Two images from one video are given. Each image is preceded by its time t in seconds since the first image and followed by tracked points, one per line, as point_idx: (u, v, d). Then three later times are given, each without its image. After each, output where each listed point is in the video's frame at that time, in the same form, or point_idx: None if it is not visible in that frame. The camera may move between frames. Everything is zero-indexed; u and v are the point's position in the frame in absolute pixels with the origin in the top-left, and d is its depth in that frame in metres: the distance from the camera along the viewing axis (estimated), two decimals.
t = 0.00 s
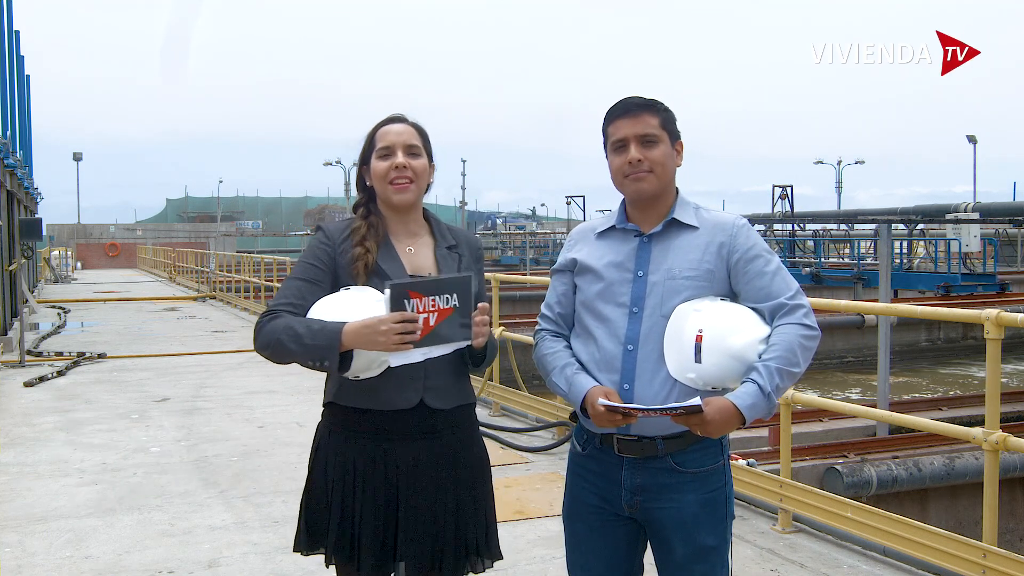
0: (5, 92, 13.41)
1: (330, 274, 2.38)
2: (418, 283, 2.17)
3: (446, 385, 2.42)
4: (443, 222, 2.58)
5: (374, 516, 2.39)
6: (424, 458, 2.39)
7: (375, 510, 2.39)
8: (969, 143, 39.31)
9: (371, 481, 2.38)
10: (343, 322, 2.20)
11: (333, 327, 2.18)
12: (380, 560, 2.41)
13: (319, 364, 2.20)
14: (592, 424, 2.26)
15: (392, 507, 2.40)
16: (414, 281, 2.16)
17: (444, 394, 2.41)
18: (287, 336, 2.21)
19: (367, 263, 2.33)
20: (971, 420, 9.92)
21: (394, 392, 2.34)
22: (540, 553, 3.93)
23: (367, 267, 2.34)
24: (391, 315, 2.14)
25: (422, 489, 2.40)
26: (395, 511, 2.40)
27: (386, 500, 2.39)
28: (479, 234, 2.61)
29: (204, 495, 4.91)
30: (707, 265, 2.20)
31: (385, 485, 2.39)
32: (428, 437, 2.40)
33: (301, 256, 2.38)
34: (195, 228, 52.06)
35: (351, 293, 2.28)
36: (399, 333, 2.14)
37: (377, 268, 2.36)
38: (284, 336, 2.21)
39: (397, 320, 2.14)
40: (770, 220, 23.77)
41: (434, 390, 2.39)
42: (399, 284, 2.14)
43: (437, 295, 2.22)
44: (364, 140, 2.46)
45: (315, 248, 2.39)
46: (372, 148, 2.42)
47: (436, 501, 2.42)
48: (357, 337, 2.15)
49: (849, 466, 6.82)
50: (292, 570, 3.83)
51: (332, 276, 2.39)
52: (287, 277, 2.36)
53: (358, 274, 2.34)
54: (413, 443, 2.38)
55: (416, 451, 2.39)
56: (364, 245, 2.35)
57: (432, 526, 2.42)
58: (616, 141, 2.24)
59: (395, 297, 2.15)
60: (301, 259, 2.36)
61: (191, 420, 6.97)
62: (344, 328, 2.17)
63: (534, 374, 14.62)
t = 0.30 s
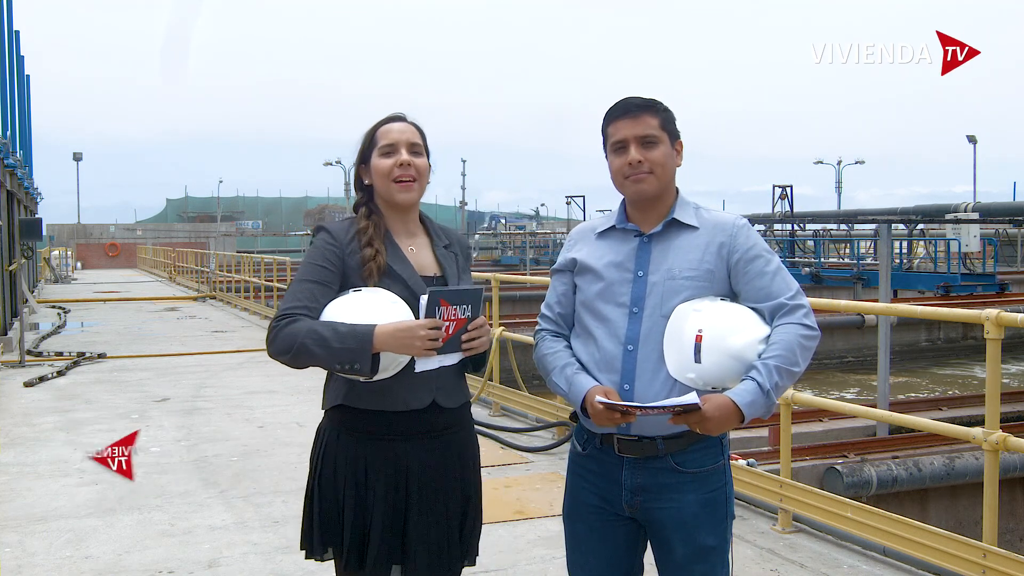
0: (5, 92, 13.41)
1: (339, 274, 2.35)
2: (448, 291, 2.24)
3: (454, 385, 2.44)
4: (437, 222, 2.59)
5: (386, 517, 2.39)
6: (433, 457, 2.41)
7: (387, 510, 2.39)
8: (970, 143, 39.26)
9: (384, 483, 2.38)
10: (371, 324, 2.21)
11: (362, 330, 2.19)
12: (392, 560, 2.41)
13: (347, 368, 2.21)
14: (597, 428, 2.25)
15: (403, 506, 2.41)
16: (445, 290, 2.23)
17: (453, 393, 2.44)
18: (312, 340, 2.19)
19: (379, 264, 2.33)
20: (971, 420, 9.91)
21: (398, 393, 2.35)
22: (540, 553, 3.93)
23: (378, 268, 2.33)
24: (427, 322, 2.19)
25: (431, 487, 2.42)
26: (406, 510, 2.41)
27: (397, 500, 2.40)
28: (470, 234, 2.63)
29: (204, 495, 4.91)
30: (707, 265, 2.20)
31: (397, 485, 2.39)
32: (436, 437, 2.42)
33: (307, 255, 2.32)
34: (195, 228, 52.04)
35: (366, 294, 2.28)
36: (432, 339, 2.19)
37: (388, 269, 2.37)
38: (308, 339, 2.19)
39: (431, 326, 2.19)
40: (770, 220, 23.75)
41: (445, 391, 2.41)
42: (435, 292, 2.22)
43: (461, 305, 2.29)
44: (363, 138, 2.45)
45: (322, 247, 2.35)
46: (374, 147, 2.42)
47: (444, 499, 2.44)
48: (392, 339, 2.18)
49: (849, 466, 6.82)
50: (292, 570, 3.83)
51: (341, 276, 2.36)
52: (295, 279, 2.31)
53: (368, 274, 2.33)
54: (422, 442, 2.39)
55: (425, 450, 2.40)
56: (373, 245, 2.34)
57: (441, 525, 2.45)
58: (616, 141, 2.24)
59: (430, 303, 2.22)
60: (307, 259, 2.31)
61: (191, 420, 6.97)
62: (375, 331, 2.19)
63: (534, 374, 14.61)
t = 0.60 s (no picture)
0: (5, 92, 13.41)
1: (339, 276, 2.35)
2: (447, 293, 2.25)
3: (454, 386, 2.44)
4: (438, 221, 2.60)
5: (388, 517, 2.39)
6: (433, 459, 2.41)
7: (389, 510, 2.39)
8: (970, 143, 39.25)
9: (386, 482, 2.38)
10: (370, 327, 2.21)
11: (360, 333, 2.18)
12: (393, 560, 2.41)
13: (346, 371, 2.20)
14: (598, 424, 2.25)
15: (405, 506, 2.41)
16: (444, 292, 2.25)
17: (454, 394, 2.44)
18: (311, 343, 2.19)
19: (378, 264, 2.33)
20: (971, 420, 9.92)
21: (398, 393, 2.35)
22: (540, 553, 3.93)
23: (378, 268, 2.33)
24: (424, 325, 2.19)
25: (431, 489, 2.42)
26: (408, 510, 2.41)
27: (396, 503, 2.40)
28: (471, 233, 2.63)
29: (204, 495, 4.91)
30: (705, 264, 2.20)
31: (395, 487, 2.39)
32: (438, 437, 2.42)
33: (307, 256, 2.32)
34: (195, 228, 52.02)
35: (366, 296, 2.28)
36: (430, 343, 2.19)
37: (388, 270, 2.37)
38: (307, 342, 2.19)
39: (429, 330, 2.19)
40: (770, 220, 23.75)
41: (445, 392, 2.41)
42: (432, 294, 2.23)
43: (457, 305, 2.30)
44: (363, 138, 2.45)
45: (321, 248, 2.34)
46: (373, 146, 2.42)
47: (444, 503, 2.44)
48: (389, 342, 2.17)
49: (849, 466, 6.82)
50: (292, 570, 3.83)
51: (341, 277, 2.36)
52: (293, 281, 2.30)
53: (369, 275, 2.33)
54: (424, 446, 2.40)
55: (427, 452, 2.40)
56: (373, 246, 2.34)
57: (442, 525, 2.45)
58: (611, 142, 2.24)
59: (428, 305, 2.22)
60: (306, 260, 2.30)
61: (191, 420, 6.97)
62: (373, 334, 2.18)
63: (534, 374, 14.61)
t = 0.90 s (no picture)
0: (5, 92, 13.41)
1: (334, 275, 2.37)
2: (434, 289, 2.18)
3: (450, 388, 2.40)
4: (445, 221, 2.59)
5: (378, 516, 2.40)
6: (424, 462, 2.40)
7: (379, 509, 2.39)
8: (970, 143, 39.23)
9: (375, 480, 2.38)
10: (350, 329, 2.21)
11: (339, 335, 2.19)
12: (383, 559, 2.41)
13: (325, 371, 2.21)
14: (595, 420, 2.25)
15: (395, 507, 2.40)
16: (430, 288, 2.18)
17: (449, 395, 2.40)
18: (292, 343, 2.21)
19: (371, 264, 2.33)
20: (971, 420, 9.92)
21: (394, 393, 2.34)
22: (540, 553, 3.93)
23: (370, 268, 2.33)
24: (403, 329, 2.16)
25: (423, 490, 2.41)
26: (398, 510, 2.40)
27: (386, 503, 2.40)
28: (479, 232, 2.61)
29: (204, 495, 4.92)
30: (704, 259, 2.20)
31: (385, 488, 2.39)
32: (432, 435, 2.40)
33: (303, 256, 2.35)
34: (195, 228, 52.01)
35: (357, 296, 2.29)
36: (409, 346, 2.17)
37: (381, 270, 2.37)
38: (288, 342, 2.21)
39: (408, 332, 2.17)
40: (769, 220, 23.75)
41: (438, 394, 2.38)
42: (415, 290, 2.16)
43: (447, 303, 2.23)
44: (365, 138, 2.46)
45: (317, 248, 2.37)
46: (374, 146, 2.42)
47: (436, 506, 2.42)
48: (367, 344, 2.16)
49: (849, 466, 6.82)
50: (292, 570, 3.83)
51: (336, 277, 2.38)
52: (289, 279, 2.34)
53: (362, 276, 2.34)
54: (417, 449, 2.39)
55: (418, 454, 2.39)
56: (367, 246, 2.35)
57: (434, 527, 2.43)
58: (603, 142, 2.24)
59: (411, 305, 2.17)
60: (301, 260, 2.34)
61: (191, 420, 6.98)
62: (352, 337, 2.18)
63: (534, 374, 14.60)
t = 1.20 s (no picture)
0: (5, 92, 13.41)
1: (328, 275, 2.42)
2: (401, 288, 2.18)
3: (440, 391, 2.40)
4: (451, 221, 2.56)
5: (362, 514, 2.41)
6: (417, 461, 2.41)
7: (363, 506, 2.41)
8: (970, 143, 39.22)
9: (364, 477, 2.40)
10: (324, 326, 2.26)
11: (314, 332, 2.24)
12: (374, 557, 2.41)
13: (303, 368, 2.27)
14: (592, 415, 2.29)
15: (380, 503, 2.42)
16: (397, 287, 2.17)
17: (437, 397, 2.40)
18: (276, 339, 2.27)
19: (361, 263, 2.34)
20: (971, 421, 9.92)
21: (387, 394, 2.36)
22: (540, 553, 3.93)
23: (360, 268, 2.34)
24: (369, 326, 2.19)
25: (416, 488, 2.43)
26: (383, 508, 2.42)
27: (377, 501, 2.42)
28: (487, 232, 2.56)
29: (204, 495, 4.92)
30: (707, 262, 2.21)
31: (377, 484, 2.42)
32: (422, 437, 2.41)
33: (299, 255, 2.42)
34: (195, 228, 52.01)
35: (343, 295, 2.31)
36: (375, 345, 2.19)
37: (370, 270, 2.37)
38: (272, 339, 2.28)
39: (374, 330, 2.19)
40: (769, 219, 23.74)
41: (425, 394, 2.38)
42: (382, 289, 2.16)
43: (421, 302, 2.21)
44: (368, 138, 2.46)
45: (313, 248, 2.42)
46: (376, 146, 2.43)
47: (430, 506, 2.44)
48: (334, 341, 2.20)
49: (849, 466, 6.82)
50: (292, 571, 3.83)
51: (330, 277, 2.42)
52: (286, 278, 2.42)
53: (352, 274, 2.35)
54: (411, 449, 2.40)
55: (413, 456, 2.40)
56: (360, 246, 2.36)
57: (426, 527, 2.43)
58: (605, 142, 2.24)
59: (378, 302, 2.18)
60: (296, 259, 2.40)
61: (191, 420, 6.98)
62: (323, 334, 2.23)
63: (535, 374, 14.61)
